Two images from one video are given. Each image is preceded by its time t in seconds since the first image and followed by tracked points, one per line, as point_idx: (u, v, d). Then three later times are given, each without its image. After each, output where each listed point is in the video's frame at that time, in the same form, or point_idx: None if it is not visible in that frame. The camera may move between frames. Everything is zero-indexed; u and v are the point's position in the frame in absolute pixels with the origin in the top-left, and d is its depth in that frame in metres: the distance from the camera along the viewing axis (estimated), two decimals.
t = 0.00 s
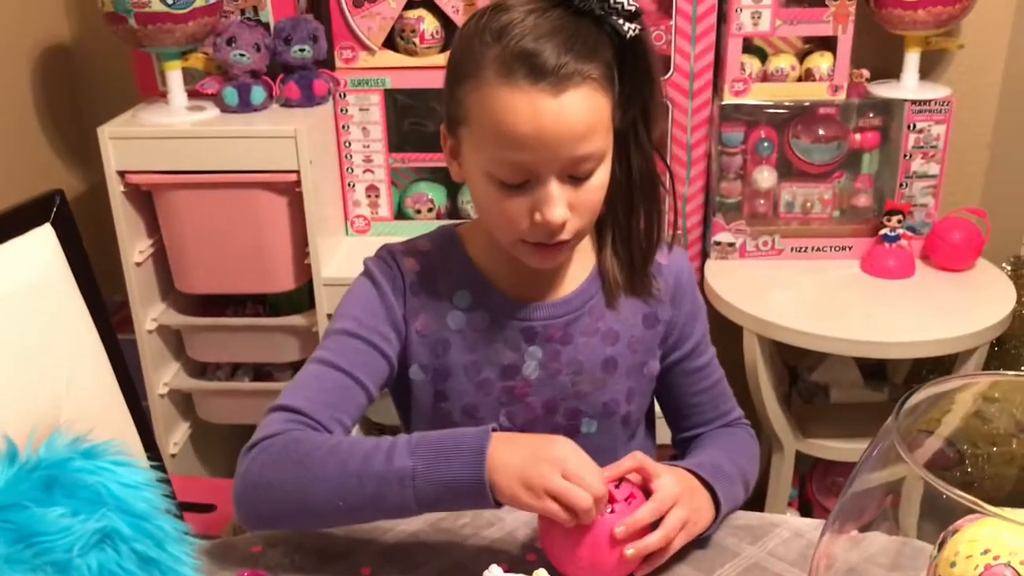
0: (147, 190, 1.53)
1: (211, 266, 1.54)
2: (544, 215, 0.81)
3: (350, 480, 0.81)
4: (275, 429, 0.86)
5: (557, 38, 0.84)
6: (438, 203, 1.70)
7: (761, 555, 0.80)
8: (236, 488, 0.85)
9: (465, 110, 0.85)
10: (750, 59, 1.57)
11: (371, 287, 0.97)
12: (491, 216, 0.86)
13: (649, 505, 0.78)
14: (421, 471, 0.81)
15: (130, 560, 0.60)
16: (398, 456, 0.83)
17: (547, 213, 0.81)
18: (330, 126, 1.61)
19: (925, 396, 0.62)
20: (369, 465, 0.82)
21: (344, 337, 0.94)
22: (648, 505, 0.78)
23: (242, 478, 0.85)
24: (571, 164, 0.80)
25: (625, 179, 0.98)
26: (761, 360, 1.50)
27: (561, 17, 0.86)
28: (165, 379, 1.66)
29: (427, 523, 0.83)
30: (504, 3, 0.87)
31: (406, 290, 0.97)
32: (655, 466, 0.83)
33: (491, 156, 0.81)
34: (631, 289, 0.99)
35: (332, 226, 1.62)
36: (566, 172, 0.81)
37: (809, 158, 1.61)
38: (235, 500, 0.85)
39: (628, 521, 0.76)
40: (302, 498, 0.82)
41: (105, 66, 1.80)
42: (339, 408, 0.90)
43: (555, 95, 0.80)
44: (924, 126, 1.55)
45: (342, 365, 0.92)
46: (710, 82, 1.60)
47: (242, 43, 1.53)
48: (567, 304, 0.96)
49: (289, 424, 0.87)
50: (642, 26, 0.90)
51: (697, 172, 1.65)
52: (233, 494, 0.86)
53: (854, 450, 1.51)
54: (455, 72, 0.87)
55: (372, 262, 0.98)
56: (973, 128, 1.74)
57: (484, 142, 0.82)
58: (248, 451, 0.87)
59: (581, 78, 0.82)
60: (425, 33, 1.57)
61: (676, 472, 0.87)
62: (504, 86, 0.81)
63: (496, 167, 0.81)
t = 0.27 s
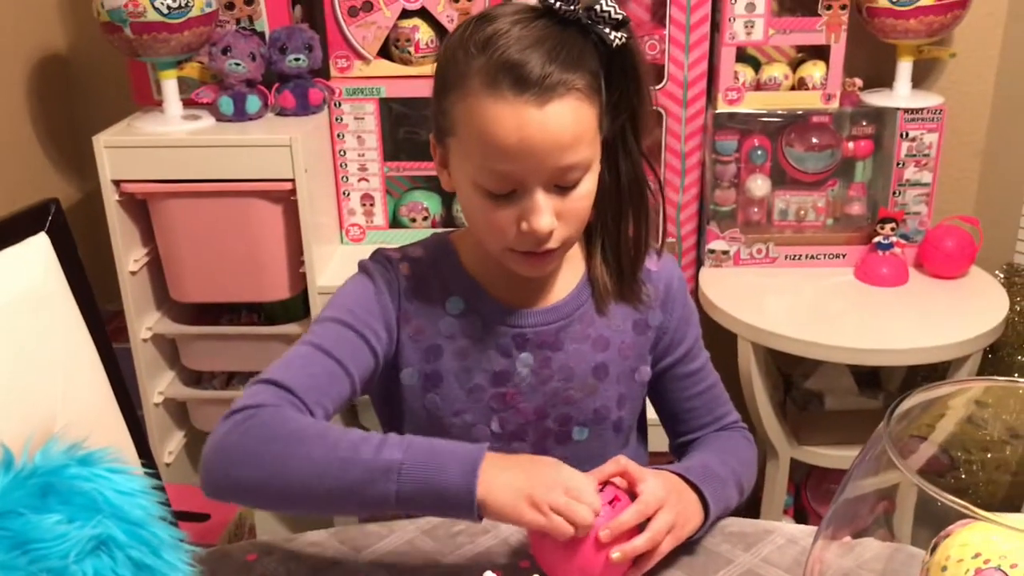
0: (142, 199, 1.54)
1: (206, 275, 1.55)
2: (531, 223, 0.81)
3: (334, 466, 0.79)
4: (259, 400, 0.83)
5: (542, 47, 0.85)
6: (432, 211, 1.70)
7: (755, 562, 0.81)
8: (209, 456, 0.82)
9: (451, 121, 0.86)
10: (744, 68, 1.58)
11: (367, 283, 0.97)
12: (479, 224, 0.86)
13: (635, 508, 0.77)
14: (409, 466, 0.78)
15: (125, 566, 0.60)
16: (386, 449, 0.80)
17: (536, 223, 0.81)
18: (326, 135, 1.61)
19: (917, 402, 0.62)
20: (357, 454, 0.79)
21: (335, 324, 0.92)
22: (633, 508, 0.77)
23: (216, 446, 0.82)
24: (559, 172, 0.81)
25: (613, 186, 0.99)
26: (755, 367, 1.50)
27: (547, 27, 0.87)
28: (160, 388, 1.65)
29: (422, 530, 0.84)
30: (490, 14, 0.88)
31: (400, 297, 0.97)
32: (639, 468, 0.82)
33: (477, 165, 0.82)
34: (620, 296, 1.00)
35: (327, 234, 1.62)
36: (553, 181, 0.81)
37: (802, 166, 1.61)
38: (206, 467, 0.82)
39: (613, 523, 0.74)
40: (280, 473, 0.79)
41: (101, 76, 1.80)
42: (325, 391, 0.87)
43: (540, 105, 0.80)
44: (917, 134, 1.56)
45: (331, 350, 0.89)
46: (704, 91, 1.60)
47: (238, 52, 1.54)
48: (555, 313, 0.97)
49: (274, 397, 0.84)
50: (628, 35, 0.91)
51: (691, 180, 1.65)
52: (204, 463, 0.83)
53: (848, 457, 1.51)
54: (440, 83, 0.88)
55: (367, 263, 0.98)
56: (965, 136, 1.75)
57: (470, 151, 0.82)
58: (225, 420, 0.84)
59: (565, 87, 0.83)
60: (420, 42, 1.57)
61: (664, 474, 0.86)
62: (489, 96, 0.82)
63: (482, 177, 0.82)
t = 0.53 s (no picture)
0: (138, 205, 1.54)
1: (202, 281, 1.54)
2: (528, 232, 0.81)
3: (319, 490, 0.78)
4: (248, 414, 0.83)
5: (540, 56, 0.85)
6: (428, 217, 1.71)
7: (750, 567, 0.81)
8: (196, 469, 0.82)
9: (448, 129, 0.86)
10: (738, 75, 1.59)
11: (364, 294, 0.97)
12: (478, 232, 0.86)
13: (625, 509, 0.77)
14: (394, 496, 0.78)
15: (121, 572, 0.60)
16: (372, 476, 0.80)
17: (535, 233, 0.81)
18: (322, 142, 1.62)
19: (912, 406, 0.63)
20: (343, 480, 0.79)
21: (330, 337, 0.92)
22: (624, 509, 0.77)
23: (204, 459, 0.82)
24: (556, 181, 0.81)
25: (611, 191, 1.00)
26: (750, 372, 1.50)
27: (544, 35, 0.87)
28: (155, 394, 1.65)
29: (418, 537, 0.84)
30: (486, 22, 0.88)
31: (398, 305, 0.97)
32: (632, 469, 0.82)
33: (475, 174, 0.82)
34: (620, 303, 1.00)
35: (323, 240, 1.62)
36: (550, 191, 0.81)
37: (797, 172, 1.62)
38: (192, 480, 0.82)
39: (603, 524, 0.75)
40: (265, 492, 0.79)
41: (98, 83, 1.81)
42: (314, 407, 0.87)
43: (536, 114, 0.81)
44: (911, 140, 1.57)
45: (325, 365, 0.89)
46: (699, 97, 1.61)
47: (234, 58, 1.54)
48: (557, 322, 0.97)
49: (263, 411, 0.84)
50: (625, 41, 0.90)
51: (686, 186, 1.66)
52: (190, 475, 0.83)
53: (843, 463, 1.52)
54: (437, 91, 0.88)
55: (366, 272, 0.99)
56: (959, 142, 1.75)
57: (467, 160, 0.83)
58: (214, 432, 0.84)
59: (562, 96, 0.83)
60: (415, 49, 1.58)
61: (659, 480, 0.86)
62: (486, 105, 0.82)
63: (480, 185, 0.82)
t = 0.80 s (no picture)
0: (136, 210, 1.54)
1: (200, 286, 1.55)
2: (527, 242, 0.81)
3: (300, 501, 0.81)
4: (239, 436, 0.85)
5: (543, 67, 0.85)
6: (426, 222, 1.71)
7: (747, 572, 0.81)
8: (193, 491, 0.85)
9: (449, 138, 0.86)
10: (735, 80, 1.59)
11: (356, 304, 0.98)
12: (477, 240, 0.86)
13: (616, 517, 0.77)
14: (369, 501, 0.80)
15: None
16: (350, 483, 0.81)
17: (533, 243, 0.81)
18: (319, 146, 1.62)
19: (908, 411, 0.63)
20: (322, 491, 0.81)
21: (322, 351, 0.93)
22: (615, 516, 0.77)
23: (198, 482, 0.85)
24: (557, 193, 0.81)
25: (613, 201, 0.99)
26: (747, 376, 1.51)
27: (548, 46, 0.87)
28: (153, 399, 1.65)
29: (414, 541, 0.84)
30: (491, 32, 0.88)
31: (392, 313, 0.98)
32: (625, 476, 0.82)
33: (474, 183, 0.82)
34: (617, 312, 1.00)
35: (321, 245, 1.62)
36: (549, 204, 0.82)
37: (794, 177, 1.62)
38: (190, 502, 0.85)
39: (594, 530, 0.74)
40: (252, 511, 0.81)
41: (98, 87, 1.82)
42: (307, 422, 0.89)
43: (538, 127, 0.81)
44: (907, 145, 1.57)
45: (315, 379, 0.91)
46: (695, 102, 1.62)
47: (232, 64, 1.54)
48: (552, 330, 0.97)
49: (253, 431, 0.86)
50: (630, 53, 0.91)
51: (684, 190, 1.67)
52: (190, 495, 0.86)
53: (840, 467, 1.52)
54: (439, 99, 0.89)
55: (360, 281, 0.99)
56: (956, 147, 1.76)
57: (467, 169, 0.83)
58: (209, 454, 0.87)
59: (564, 108, 0.83)
60: (413, 54, 1.58)
61: (649, 485, 0.86)
62: (487, 115, 0.82)
63: (480, 195, 0.82)
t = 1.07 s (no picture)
0: (136, 212, 1.54)
1: (200, 287, 1.55)
2: (531, 248, 0.81)
3: (312, 488, 0.80)
4: (239, 430, 0.85)
5: (551, 72, 0.85)
6: (426, 223, 1.71)
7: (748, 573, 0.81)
8: (192, 487, 0.84)
9: (454, 142, 0.86)
10: (735, 82, 1.59)
11: (357, 303, 0.98)
12: (480, 244, 0.86)
13: (620, 523, 0.77)
14: (384, 486, 0.80)
15: None
16: (363, 471, 0.81)
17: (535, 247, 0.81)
18: (319, 148, 1.62)
19: (908, 413, 0.63)
20: (334, 478, 0.81)
21: (322, 349, 0.93)
22: (619, 522, 0.77)
23: (198, 477, 0.84)
24: (562, 199, 0.81)
25: (614, 204, 0.99)
26: (747, 378, 1.51)
27: (555, 51, 0.87)
28: (153, 401, 1.65)
29: (416, 543, 0.84)
30: (499, 35, 0.88)
31: (393, 314, 0.97)
32: (627, 482, 0.82)
33: (479, 188, 0.82)
34: (619, 315, 1.00)
35: (321, 247, 1.62)
36: (554, 209, 0.82)
37: (794, 179, 1.62)
38: (190, 498, 0.85)
39: (597, 538, 0.74)
40: (259, 502, 0.81)
41: (98, 88, 1.82)
42: (307, 418, 0.89)
43: (545, 133, 0.81)
44: (907, 147, 1.57)
45: (316, 376, 0.91)
46: (695, 105, 1.62)
47: (232, 66, 1.54)
48: (553, 335, 0.97)
49: (254, 425, 0.85)
50: (635, 59, 0.91)
51: (684, 192, 1.67)
52: (188, 492, 0.85)
53: (840, 468, 1.52)
54: (444, 101, 0.89)
55: (360, 280, 0.99)
56: (955, 149, 1.76)
57: (471, 174, 0.83)
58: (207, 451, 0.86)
59: (571, 113, 0.83)
60: (413, 56, 1.59)
61: (649, 488, 0.86)
62: (493, 119, 0.82)
63: (484, 200, 0.82)
